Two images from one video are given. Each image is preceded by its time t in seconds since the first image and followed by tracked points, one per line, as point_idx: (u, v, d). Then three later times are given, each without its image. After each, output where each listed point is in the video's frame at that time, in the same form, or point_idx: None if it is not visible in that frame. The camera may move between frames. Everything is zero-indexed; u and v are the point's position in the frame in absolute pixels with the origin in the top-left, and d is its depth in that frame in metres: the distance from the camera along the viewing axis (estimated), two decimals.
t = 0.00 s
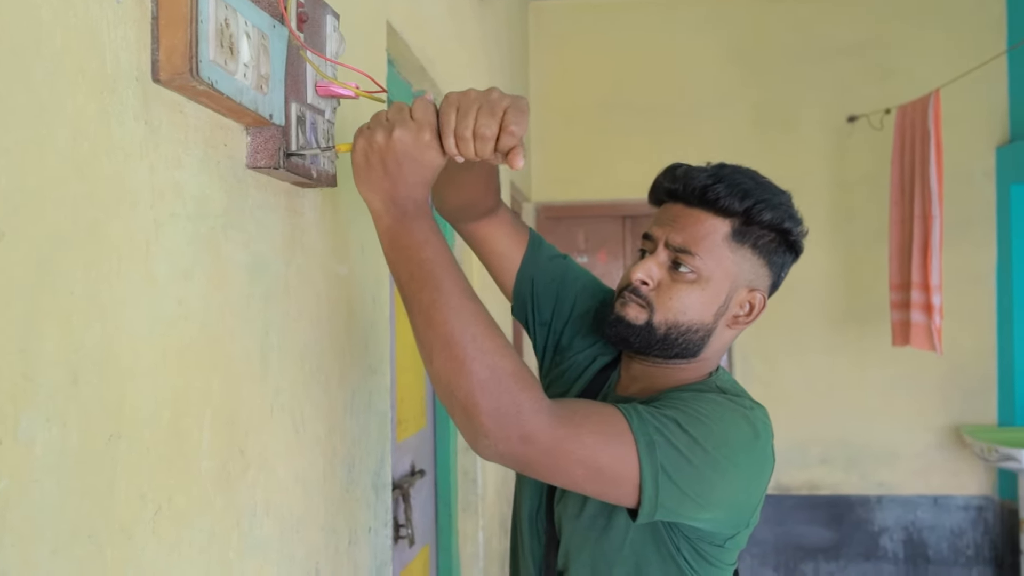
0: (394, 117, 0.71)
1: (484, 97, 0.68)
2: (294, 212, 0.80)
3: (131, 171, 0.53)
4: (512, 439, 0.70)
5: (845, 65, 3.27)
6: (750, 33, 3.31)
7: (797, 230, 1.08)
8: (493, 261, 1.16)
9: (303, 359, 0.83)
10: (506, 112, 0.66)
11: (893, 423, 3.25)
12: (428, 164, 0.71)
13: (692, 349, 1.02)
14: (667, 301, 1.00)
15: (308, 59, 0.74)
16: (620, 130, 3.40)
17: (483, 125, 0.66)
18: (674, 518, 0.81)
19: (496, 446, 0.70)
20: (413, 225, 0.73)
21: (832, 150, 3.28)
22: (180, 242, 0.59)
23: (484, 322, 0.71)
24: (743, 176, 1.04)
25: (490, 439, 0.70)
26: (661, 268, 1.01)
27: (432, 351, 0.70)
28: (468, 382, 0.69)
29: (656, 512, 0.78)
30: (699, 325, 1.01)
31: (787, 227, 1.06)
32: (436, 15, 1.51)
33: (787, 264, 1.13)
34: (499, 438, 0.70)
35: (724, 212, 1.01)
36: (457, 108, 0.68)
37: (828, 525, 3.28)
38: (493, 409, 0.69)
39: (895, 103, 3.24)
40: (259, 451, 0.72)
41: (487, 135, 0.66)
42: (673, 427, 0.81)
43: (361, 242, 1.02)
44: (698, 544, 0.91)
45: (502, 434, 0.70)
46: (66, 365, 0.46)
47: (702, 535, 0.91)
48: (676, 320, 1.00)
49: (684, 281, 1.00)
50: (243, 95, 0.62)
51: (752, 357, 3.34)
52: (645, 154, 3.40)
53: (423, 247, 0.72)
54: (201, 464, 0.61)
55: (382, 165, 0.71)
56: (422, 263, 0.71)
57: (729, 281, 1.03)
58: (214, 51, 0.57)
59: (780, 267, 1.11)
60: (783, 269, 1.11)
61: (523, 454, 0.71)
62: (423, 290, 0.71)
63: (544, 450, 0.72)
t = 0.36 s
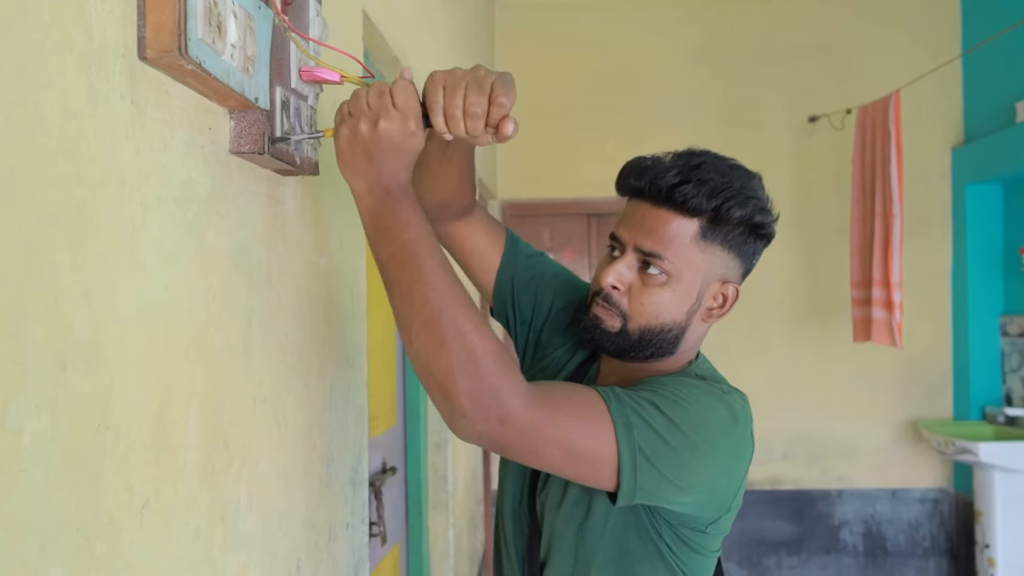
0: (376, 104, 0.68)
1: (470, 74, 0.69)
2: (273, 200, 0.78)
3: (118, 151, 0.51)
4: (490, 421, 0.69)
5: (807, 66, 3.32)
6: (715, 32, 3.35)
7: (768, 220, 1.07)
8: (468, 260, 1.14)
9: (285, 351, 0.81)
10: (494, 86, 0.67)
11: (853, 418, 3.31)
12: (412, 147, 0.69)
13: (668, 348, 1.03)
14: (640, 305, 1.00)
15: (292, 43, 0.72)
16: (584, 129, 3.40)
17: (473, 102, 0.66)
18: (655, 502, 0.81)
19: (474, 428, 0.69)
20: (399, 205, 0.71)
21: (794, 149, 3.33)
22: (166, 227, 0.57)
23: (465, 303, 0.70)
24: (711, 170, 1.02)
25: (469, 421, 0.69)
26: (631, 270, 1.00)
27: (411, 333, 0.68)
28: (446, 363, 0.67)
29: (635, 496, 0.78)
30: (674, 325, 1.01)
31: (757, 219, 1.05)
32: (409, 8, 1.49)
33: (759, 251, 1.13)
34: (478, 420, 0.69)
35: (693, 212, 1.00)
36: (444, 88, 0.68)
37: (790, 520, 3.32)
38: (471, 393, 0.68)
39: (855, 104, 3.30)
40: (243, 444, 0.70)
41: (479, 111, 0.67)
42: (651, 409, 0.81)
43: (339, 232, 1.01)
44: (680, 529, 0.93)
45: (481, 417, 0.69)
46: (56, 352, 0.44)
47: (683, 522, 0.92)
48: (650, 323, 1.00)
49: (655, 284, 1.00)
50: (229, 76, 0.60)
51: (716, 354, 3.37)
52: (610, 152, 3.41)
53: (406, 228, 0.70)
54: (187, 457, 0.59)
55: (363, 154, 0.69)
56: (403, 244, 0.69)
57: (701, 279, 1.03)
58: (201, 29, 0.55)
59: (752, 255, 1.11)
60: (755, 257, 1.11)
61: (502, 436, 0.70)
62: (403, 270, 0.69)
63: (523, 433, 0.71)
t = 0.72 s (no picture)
0: (389, 98, 0.67)
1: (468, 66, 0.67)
2: (270, 196, 0.77)
3: (126, 145, 0.50)
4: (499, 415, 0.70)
5: (780, 68, 3.36)
6: (690, 34, 3.37)
7: (763, 230, 1.08)
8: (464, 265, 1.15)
9: (282, 351, 0.80)
10: (493, 74, 0.65)
11: (825, 416, 3.36)
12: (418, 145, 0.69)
13: (658, 350, 1.03)
14: (631, 309, 1.00)
15: (292, 38, 0.71)
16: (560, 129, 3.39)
17: (471, 88, 0.65)
18: (663, 495, 0.83)
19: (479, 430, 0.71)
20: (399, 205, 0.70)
21: (768, 149, 3.36)
22: (173, 223, 0.56)
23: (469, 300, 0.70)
24: (710, 179, 1.01)
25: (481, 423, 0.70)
26: (625, 274, 1.00)
27: (423, 334, 0.69)
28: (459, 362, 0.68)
29: (644, 489, 0.81)
30: (664, 329, 1.01)
31: (753, 229, 1.05)
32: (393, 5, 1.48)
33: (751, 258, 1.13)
34: (494, 419, 0.70)
35: (690, 222, 0.99)
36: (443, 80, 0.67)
37: (764, 517, 3.34)
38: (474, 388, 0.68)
39: (827, 106, 3.35)
40: (244, 445, 0.69)
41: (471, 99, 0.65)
42: (658, 403, 0.83)
43: (331, 230, 1.00)
44: (681, 523, 0.98)
45: (498, 416, 0.70)
46: (70, 348, 0.43)
47: (685, 515, 0.97)
48: (641, 326, 1.00)
49: (648, 289, 1.00)
50: (235, 70, 0.60)
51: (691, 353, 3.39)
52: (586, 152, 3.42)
53: (414, 229, 0.70)
54: (192, 456, 0.58)
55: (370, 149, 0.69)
56: (413, 244, 0.69)
57: (694, 284, 1.03)
58: (210, 22, 0.55)
59: (744, 262, 1.11)
60: (747, 263, 1.11)
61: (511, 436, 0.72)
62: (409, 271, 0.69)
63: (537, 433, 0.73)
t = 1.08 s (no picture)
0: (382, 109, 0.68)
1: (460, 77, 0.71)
2: (269, 195, 0.76)
3: (137, 141, 0.50)
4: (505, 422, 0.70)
5: (758, 70, 3.40)
6: (669, 35, 3.39)
7: (748, 242, 1.08)
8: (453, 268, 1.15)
9: (280, 351, 0.80)
10: (486, 86, 0.70)
11: (801, 414, 3.39)
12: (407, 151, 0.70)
13: (634, 353, 1.06)
14: (609, 314, 1.01)
15: (292, 36, 0.71)
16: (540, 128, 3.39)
17: (468, 98, 0.68)
18: (658, 484, 0.84)
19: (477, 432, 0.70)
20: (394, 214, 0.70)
21: (745, 150, 3.40)
22: (179, 221, 0.56)
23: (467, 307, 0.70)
24: (698, 191, 1.01)
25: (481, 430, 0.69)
26: (606, 281, 1.01)
27: (421, 343, 0.68)
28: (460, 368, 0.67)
29: (643, 478, 0.81)
30: (642, 335, 1.04)
31: (738, 244, 1.05)
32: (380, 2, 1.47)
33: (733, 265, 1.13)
34: (496, 427, 0.70)
35: (674, 236, 0.99)
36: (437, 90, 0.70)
37: (742, 514, 3.37)
38: (478, 389, 0.68)
39: (804, 107, 3.39)
40: (245, 445, 0.69)
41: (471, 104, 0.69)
42: (650, 393, 0.84)
43: (323, 229, 0.99)
44: (671, 512, 0.98)
45: (499, 423, 0.70)
46: (85, 348, 0.43)
47: (675, 504, 0.98)
48: (618, 333, 1.02)
49: (627, 297, 1.01)
50: (240, 68, 0.59)
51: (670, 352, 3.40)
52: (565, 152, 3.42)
53: (407, 240, 0.70)
54: (197, 457, 0.58)
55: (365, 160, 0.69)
56: (407, 254, 0.69)
57: (673, 294, 1.04)
58: (218, 18, 0.54)
59: (727, 269, 1.11)
60: (729, 270, 1.12)
61: (513, 441, 0.71)
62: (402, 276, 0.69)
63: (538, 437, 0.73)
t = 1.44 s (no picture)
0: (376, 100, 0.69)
1: (461, 86, 0.72)
2: (263, 194, 0.76)
3: (139, 141, 0.49)
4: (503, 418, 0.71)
5: (734, 72, 3.43)
6: (647, 36, 3.41)
7: (754, 240, 1.09)
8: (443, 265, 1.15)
9: (273, 352, 0.79)
10: (490, 97, 0.71)
11: (777, 413, 3.43)
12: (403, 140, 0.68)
13: (639, 347, 1.05)
14: (617, 302, 1.02)
15: (288, 36, 0.71)
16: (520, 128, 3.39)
17: (475, 108, 0.70)
18: (654, 489, 0.85)
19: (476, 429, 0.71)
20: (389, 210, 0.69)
21: (722, 151, 3.42)
22: (179, 222, 0.55)
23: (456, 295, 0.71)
24: (708, 183, 1.03)
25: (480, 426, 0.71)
26: (616, 269, 1.02)
27: (423, 341, 0.68)
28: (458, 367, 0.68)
29: (640, 481, 0.82)
30: (649, 325, 1.03)
31: (745, 238, 1.06)
32: None
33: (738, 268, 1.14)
34: (494, 421, 0.70)
35: (685, 222, 1.01)
36: (441, 98, 0.71)
37: (719, 513, 3.40)
38: (474, 387, 0.69)
39: (781, 109, 3.43)
40: (241, 446, 0.68)
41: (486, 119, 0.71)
42: (649, 398, 0.85)
43: (313, 228, 0.99)
44: (665, 517, 1.00)
45: (497, 417, 0.70)
46: (93, 348, 0.42)
47: (669, 509, 0.99)
48: (625, 322, 1.02)
49: (637, 285, 1.02)
50: (239, 68, 0.59)
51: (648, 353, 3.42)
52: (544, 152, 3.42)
53: (406, 238, 0.70)
54: (196, 458, 0.58)
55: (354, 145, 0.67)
56: (405, 255, 0.69)
57: (682, 285, 1.04)
58: (220, 17, 0.54)
59: (733, 270, 1.12)
60: (734, 271, 1.12)
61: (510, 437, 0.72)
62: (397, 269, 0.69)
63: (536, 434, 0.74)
